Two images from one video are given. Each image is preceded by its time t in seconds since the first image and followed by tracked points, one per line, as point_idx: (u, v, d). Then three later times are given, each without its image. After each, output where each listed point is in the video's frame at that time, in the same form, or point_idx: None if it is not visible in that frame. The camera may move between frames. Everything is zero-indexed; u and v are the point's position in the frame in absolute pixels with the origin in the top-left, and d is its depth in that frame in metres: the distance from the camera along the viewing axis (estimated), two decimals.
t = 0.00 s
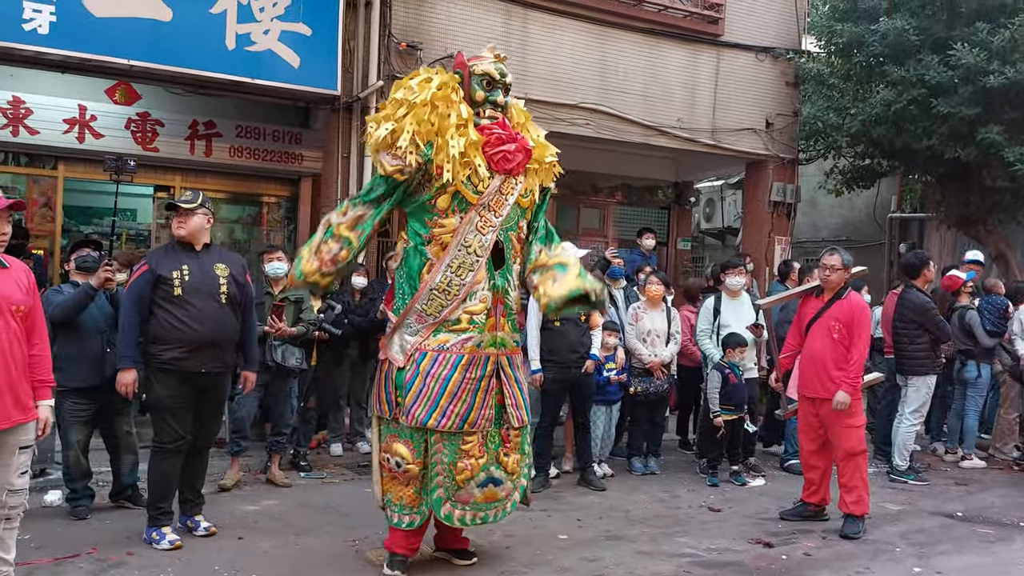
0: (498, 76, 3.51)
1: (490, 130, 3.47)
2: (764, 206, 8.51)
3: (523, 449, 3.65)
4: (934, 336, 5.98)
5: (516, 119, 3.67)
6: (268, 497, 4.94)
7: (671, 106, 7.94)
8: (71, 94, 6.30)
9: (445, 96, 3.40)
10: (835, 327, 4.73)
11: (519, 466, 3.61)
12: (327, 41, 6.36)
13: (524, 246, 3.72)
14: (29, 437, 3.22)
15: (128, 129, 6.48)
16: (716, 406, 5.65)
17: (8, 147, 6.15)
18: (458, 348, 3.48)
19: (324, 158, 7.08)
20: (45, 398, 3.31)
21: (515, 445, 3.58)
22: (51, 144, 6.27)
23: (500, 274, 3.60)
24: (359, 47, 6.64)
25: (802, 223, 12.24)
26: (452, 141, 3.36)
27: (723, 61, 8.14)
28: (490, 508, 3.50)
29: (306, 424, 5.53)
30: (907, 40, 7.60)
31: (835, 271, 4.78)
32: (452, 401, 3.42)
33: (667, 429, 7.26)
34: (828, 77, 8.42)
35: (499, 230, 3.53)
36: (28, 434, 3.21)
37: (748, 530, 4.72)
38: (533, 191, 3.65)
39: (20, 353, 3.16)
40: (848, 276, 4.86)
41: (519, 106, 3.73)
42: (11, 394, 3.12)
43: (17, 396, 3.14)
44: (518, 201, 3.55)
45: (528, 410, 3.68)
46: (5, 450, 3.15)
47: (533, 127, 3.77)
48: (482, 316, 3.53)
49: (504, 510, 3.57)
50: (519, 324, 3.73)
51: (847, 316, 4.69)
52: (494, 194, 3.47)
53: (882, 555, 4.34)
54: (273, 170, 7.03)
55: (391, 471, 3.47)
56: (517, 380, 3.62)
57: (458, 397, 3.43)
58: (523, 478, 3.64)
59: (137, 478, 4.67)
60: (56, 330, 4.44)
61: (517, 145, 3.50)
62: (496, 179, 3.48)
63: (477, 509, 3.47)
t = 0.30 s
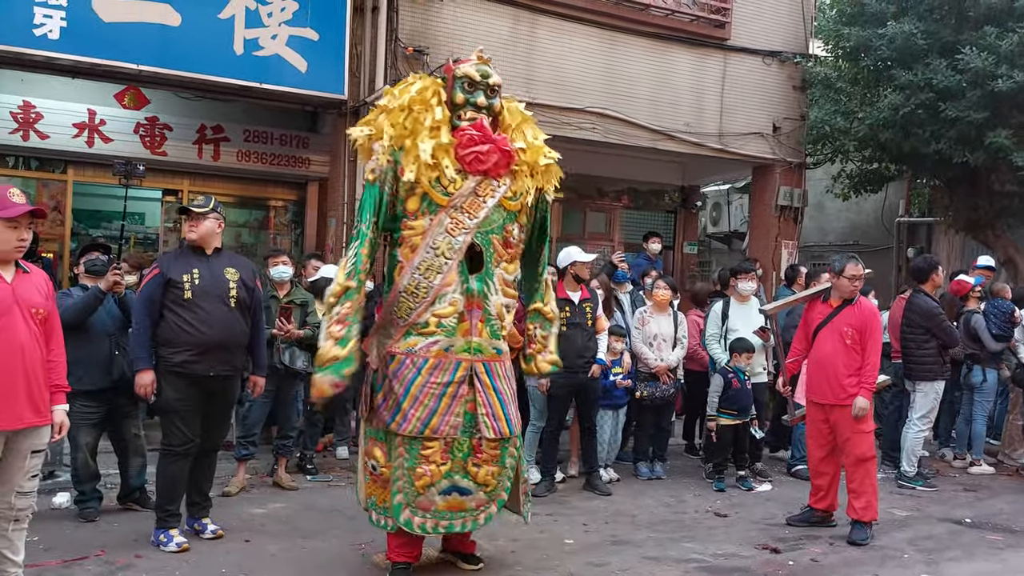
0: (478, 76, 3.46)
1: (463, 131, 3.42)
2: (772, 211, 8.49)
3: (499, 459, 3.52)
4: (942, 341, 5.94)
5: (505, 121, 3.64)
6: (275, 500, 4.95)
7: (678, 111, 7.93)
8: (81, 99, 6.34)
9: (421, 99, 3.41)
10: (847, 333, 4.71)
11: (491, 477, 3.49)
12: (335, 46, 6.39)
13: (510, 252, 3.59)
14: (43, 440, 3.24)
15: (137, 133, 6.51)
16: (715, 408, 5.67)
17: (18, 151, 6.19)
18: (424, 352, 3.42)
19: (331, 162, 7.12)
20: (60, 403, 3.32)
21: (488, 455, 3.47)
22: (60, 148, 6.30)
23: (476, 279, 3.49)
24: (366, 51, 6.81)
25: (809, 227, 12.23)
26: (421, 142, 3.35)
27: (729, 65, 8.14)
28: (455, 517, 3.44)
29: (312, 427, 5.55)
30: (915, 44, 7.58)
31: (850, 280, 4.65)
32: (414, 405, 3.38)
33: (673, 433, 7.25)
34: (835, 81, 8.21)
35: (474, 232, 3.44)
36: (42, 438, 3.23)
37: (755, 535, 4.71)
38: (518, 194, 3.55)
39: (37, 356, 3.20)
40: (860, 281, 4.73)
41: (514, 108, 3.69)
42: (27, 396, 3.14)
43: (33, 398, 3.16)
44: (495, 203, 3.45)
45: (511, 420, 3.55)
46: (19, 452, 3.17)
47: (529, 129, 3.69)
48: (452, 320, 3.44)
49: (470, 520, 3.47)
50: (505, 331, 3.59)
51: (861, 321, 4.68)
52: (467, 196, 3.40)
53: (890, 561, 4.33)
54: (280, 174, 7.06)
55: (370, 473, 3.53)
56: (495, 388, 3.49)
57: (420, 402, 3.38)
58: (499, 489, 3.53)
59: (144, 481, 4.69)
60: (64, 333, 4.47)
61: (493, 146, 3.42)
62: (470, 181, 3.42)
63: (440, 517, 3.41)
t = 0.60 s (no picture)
0: (450, 68, 3.33)
1: (430, 123, 3.30)
2: (776, 212, 8.50)
3: (475, 462, 3.35)
4: (945, 344, 5.94)
5: (490, 111, 3.45)
6: (279, 501, 4.96)
7: (682, 112, 7.94)
8: (87, 100, 6.35)
9: (393, 96, 3.41)
10: (855, 336, 4.72)
11: (466, 480, 3.32)
12: (339, 48, 6.40)
13: (489, 244, 3.42)
14: (53, 441, 3.24)
15: (142, 134, 6.53)
16: (719, 411, 5.67)
17: (24, 152, 6.20)
18: (390, 347, 3.37)
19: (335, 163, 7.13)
20: (70, 404, 3.33)
21: (459, 457, 3.32)
22: (66, 149, 6.31)
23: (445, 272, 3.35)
24: (371, 53, 6.69)
25: (813, 229, 12.22)
26: (383, 134, 3.32)
27: (734, 67, 8.15)
28: (426, 519, 3.35)
29: (316, 429, 5.55)
30: (920, 46, 7.56)
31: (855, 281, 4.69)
32: (378, 399, 3.34)
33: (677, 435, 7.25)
34: (840, 83, 8.26)
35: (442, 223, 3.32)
36: (54, 438, 3.25)
37: (759, 537, 4.71)
38: (494, 184, 3.39)
39: (48, 356, 3.21)
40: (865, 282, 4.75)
41: (501, 97, 3.49)
42: (38, 396, 3.15)
43: (43, 398, 3.17)
44: (466, 193, 3.29)
45: (485, 420, 3.37)
46: (29, 453, 3.17)
47: (514, 117, 3.47)
48: (418, 314, 3.36)
49: (445, 524, 3.35)
50: (480, 327, 3.41)
51: (868, 325, 4.69)
52: (435, 186, 3.26)
53: (894, 564, 4.32)
54: (285, 176, 7.07)
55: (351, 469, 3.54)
56: (464, 385, 3.33)
57: (383, 396, 3.34)
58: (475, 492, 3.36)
59: (149, 482, 4.69)
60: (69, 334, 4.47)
61: (457, 135, 3.26)
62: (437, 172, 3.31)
63: (409, 516, 3.35)
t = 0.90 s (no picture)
0: (449, 73, 3.36)
1: (428, 130, 3.31)
2: (778, 215, 8.50)
3: (471, 473, 3.35)
4: (947, 346, 5.92)
5: (491, 114, 3.45)
6: (282, 503, 4.96)
7: (685, 114, 7.94)
8: (90, 102, 6.36)
9: (394, 103, 3.46)
10: (857, 339, 4.71)
11: (462, 492, 3.30)
12: (343, 50, 6.41)
13: (489, 251, 3.42)
14: (56, 442, 3.25)
15: (145, 136, 6.53)
16: (725, 414, 5.66)
17: (27, 154, 6.21)
18: (389, 355, 3.42)
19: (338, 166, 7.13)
20: (72, 405, 3.34)
21: (456, 467, 3.31)
22: (69, 151, 6.32)
23: (442, 280, 3.39)
24: (374, 57, 6.72)
25: (816, 232, 12.23)
26: (382, 142, 3.37)
27: (736, 69, 8.16)
28: (421, 534, 3.28)
29: (319, 430, 5.55)
30: (922, 49, 7.55)
31: (854, 280, 4.72)
32: (377, 409, 3.38)
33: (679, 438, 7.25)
34: (841, 86, 8.27)
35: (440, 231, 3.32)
36: (56, 440, 3.25)
37: (762, 540, 4.71)
38: (494, 190, 3.39)
39: (52, 358, 3.21)
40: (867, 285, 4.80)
41: (503, 100, 3.48)
42: (42, 397, 3.15)
43: (47, 400, 3.17)
44: (464, 200, 3.31)
45: (482, 431, 3.38)
46: (32, 454, 3.18)
47: (515, 121, 3.47)
48: (416, 323, 3.40)
49: (440, 541, 3.28)
50: (479, 335, 3.43)
51: (871, 327, 4.68)
52: (432, 195, 3.28)
53: (897, 566, 4.32)
54: (288, 178, 7.08)
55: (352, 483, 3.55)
56: (460, 395, 3.36)
57: (382, 405, 3.37)
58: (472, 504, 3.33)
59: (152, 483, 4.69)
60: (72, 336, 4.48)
61: (454, 142, 3.27)
62: (435, 179, 3.32)
63: (406, 531, 3.29)
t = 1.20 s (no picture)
0: (481, 70, 3.29)
1: (461, 128, 3.27)
2: (782, 215, 8.49)
3: (503, 472, 3.34)
4: (953, 346, 5.93)
5: (515, 115, 3.41)
6: (285, 502, 4.96)
7: (688, 113, 7.94)
8: (93, 101, 6.36)
9: (416, 97, 3.37)
10: (856, 338, 4.71)
11: (495, 489, 3.31)
12: (345, 49, 6.41)
13: (520, 253, 3.38)
14: (57, 440, 3.25)
15: (148, 135, 6.53)
16: (721, 411, 5.74)
17: (29, 153, 6.21)
18: (419, 356, 3.29)
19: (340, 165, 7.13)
20: (72, 404, 3.35)
21: (488, 466, 3.31)
22: (71, 150, 6.31)
23: (474, 281, 3.33)
24: (377, 55, 6.75)
25: (819, 232, 12.22)
26: (410, 137, 3.27)
27: (739, 69, 8.15)
28: (454, 527, 3.27)
29: (321, 430, 5.55)
30: (926, 48, 7.54)
31: (851, 278, 4.74)
32: (407, 411, 3.25)
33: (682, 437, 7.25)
34: (845, 85, 8.27)
35: (474, 232, 3.30)
36: (57, 438, 3.25)
37: (764, 540, 4.70)
38: (525, 191, 3.37)
39: (53, 357, 3.22)
40: (867, 284, 4.80)
41: (526, 100, 3.45)
42: (44, 396, 3.16)
43: (49, 399, 3.18)
44: (497, 201, 3.30)
45: (514, 431, 3.36)
46: (33, 452, 3.18)
47: (540, 123, 3.44)
48: (448, 323, 3.29)
49: (473, 534, 3.29)
50: (507, 337, 3.37)
51: (871, 326, 4.67)
52: (466, 195, 3.28)
53: (900, 566, 4.31)
54: (291, 177, 7.08)
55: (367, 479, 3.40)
56: (494, 396, 3.31)
57: (413, 407, 3.25)
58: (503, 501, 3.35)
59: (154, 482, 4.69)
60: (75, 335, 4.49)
61: (491, 141, 3.25)
62: (469, 179, 3.29)
63: (438, 524, 3.27)
